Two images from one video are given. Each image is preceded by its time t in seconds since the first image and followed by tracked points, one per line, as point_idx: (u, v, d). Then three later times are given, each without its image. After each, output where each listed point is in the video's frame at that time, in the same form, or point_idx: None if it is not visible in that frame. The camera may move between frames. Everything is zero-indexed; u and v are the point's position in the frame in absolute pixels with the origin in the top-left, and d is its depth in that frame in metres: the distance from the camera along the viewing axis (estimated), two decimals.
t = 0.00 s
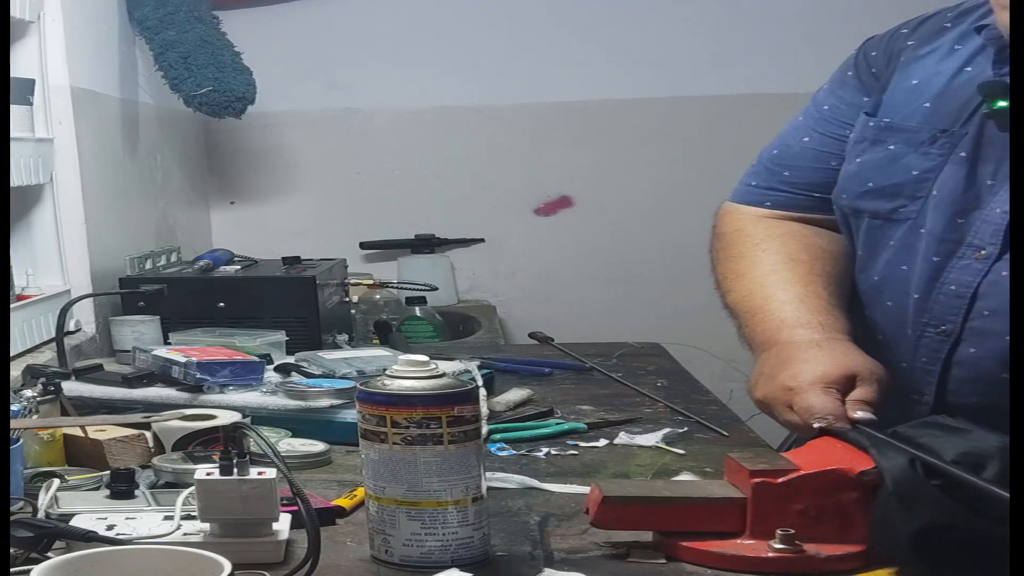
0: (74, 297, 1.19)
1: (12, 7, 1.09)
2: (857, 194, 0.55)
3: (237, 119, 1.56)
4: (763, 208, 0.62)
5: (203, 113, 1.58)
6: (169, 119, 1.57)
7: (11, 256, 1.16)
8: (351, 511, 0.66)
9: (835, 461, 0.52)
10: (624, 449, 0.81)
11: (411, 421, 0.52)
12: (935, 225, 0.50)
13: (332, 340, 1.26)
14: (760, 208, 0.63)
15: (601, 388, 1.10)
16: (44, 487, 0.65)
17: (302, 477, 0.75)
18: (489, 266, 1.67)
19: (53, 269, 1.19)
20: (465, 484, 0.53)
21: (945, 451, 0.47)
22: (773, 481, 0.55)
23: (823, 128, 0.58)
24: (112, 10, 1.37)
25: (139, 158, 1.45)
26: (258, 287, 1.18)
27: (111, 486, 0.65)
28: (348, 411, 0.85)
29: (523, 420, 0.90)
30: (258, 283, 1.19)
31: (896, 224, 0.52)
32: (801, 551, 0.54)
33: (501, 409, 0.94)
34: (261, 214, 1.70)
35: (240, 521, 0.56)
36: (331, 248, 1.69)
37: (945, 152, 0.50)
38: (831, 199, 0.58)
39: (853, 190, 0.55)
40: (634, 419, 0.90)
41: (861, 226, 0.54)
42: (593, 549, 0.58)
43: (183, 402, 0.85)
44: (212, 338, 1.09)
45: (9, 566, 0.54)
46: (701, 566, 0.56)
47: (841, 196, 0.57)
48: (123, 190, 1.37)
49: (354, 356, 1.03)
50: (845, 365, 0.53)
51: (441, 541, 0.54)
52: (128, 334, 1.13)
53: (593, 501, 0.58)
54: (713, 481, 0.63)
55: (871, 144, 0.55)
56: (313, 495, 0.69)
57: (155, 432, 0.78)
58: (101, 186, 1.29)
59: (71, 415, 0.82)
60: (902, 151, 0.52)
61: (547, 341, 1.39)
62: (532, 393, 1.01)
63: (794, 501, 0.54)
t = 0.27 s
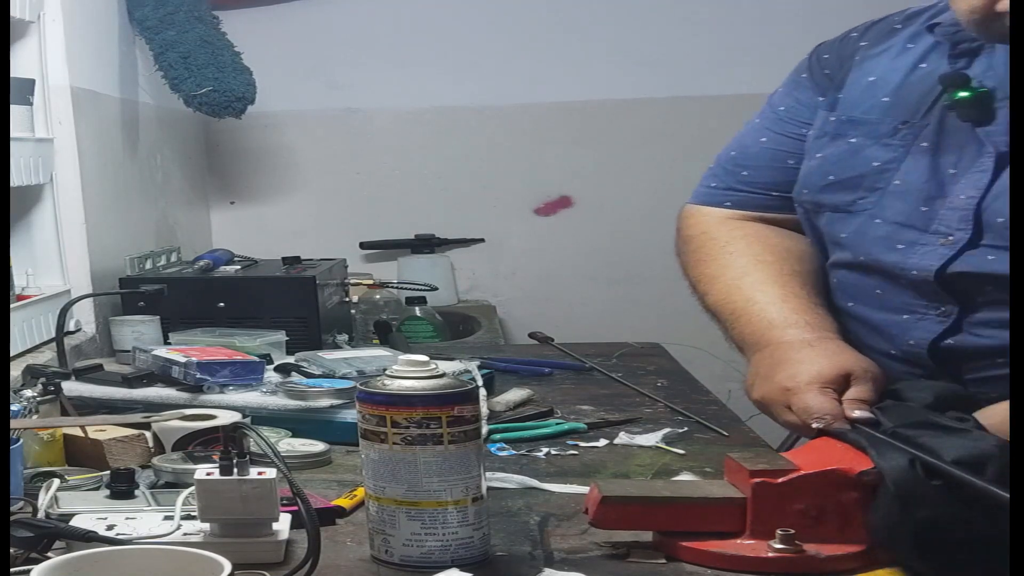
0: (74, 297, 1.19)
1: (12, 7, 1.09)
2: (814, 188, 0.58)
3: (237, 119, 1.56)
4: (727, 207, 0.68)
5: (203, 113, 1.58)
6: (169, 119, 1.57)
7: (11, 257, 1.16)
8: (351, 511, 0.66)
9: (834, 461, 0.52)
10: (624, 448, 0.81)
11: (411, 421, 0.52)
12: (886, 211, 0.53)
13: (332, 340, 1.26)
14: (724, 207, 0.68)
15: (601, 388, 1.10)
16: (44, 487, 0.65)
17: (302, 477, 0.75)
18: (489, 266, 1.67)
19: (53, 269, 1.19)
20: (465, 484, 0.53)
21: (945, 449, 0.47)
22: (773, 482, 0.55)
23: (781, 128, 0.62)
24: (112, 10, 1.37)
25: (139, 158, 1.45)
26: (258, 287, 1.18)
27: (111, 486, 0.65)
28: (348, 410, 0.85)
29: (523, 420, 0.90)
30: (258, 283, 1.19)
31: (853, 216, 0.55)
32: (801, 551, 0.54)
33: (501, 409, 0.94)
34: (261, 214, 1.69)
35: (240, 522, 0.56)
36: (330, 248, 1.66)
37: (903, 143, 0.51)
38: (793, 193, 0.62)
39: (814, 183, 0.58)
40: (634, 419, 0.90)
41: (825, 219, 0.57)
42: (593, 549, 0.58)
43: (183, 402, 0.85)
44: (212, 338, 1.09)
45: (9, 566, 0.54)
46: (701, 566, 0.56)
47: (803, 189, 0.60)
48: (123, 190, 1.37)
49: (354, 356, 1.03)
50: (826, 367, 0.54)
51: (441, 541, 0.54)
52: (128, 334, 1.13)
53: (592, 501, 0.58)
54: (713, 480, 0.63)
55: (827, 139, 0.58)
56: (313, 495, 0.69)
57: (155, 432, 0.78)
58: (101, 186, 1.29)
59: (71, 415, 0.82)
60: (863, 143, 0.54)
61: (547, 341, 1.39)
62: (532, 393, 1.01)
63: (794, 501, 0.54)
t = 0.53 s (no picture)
0: (74, 297, 1.20)
1: (12, 7, 1.09)
2: (784, 195, 0.65)
3: (237, 119, 1.56)
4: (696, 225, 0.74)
5: (204, 113, 1.57)
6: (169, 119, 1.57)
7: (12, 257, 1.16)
8: (351, 511, 0.66)
9: (834, 461, 0.54)
10: (624, 448, 0.81)
11: (411, 421, 0.52)
12: (868, 207, 0.59)
13: (332, 340, 1.26)
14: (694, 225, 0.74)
15: (601, 387, 1.10)
16: (44, 487, 0.65)
17: (302, 478, 0.75)
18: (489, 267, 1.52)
19: (53, 269, 1.20)
20: (465, 484, 0.53)
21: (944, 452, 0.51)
22: (773, 481, 0.55)
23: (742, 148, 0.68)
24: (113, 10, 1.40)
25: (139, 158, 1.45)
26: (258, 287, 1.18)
27: (111, 486, 0.65)
28: (348, 411, 0.85)
29: (523, 420, 0.90)
30: (258, 284, 1.19)
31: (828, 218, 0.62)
32: (801, 551, 0.54)
33: (501, 409, 0.94)
34: (260, 216, 1.61)
35: (240, 522, 0.56)
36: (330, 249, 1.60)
37: (862, 143, 0.59)
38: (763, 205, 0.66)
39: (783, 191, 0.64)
40: (634, 419, 0.90)
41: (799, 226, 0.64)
42: (593, 549, 0.58)
43: (183, 402, 0.86)
44: (212, 338, 1.09)
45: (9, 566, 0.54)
46: (700, 566, 0.55)
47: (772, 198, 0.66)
48: (123, 190, 1.37)
49: (354, 356, 1.03)
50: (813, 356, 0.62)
51: (441, 541, 0.54)
52: (128, 334, 1.13)
53: (593, 501, 0.58)
54: (713, 479, 0.63)
55: (791, 148, 0.64)
56: (313, 495, 0.69)
57: (155, 432, 0.78)
58: (101, 185, 1.29)
59: (71, 415, 0.82)
60: (824, 146, 0.62)
61: (547, 341, 1.39)
62: (532, 393, 1.01)
63: (795, 501, 0.55)
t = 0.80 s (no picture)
0: (74, 297, 1.19)
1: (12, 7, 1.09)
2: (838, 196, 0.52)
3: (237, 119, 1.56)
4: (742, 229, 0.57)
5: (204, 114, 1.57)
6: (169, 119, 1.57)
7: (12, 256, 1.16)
8: (351, 511, 0.66)
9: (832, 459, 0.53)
10: (624, 448, 0.81)
11: (411, 421, 0.52)
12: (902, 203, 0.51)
13: (332, 340, 1.26)
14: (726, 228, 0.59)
15: (601, 388, 1.10)
16: (44, 487, 0.65)
17: (302, 478, 0.75)
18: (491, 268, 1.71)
19: (53, 269, 1.20)
20: (465, 485, 0.53)
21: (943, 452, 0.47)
22: (773, 481, 0.54)
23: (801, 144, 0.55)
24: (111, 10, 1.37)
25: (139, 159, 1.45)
26: (258, 287, 1.18)
27: (111, 486, 0.65)
28: (348, 410, 0.85)
29: (523, 420, 0.90)
30: (258, 284, 1.19)
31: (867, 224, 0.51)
32: (801, 551, 0.54)
33: (502, 409, 0.94)
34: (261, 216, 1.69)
35: (240, 521, 0.56)
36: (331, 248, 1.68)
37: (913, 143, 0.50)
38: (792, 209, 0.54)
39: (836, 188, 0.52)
40: (634, 419, 0.90)
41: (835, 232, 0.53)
42: (593, 549, 0.58)
43: (183, 402, 0.85)
44: (212, 338, 1.09)
45: (9, 566, 0.54)
46: (700, 565, 0.56)
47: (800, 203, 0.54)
48: (123, 190, 1.37)
49: (354, 356, 1.03)
50: (737, 414, 0.51)
51: (441, 541, 0.54)
52: (128, 334, 1.13)
53: (593, 500, 0.59)
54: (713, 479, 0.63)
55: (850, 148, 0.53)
56: (313, 495, 0.69)
57: (155, 432, 0.78)
58: (101, 185, 1.29)
59: (71, 415, 0.82)
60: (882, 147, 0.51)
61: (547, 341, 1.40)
62: (532, 393, 1.01)
63: (793, 501, 0.55)
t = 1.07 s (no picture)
0: (74, 297, 1.19)
1: (12, 7, 1.08)
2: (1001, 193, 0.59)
3: (237, 119, 1.56)
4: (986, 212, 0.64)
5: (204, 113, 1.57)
6: (169, 119, 1.57)
7: (12, 256, 1.16)
8: (351, 511, 0.66)
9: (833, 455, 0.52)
10: (624, 448, 0.81)
11: (411, 421, 0.52)
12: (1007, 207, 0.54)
13: (332, 340, 1.26)
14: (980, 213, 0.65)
15: (601, 387, 1.10)
16: (44, 487, 0.65)
17: (302, 477, 0.75)
18: (489, 266, 1.73)
19: (53, 269, 1.19)
20: (465, 484, 0.53)
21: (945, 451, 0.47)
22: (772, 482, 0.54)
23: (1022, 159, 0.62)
24: (112, 10, 1.36)
25: (139, 158, 1.45)
26: (258, 287, 1.18)
27: (111, 486, 0.65)
28: (348, 410, 0.85)
29: (522, 420, 0.90)
30: (258, 284, 1.19)
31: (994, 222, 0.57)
32: (801, 551, 0.53)
33: (501, 409, 0.94)
34: (261, 214, 1.70)
35: (239, 522, 0.56)
36: (330, 247, 1.72)
37: None
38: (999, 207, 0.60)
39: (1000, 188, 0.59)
40: (634, 419, 0.90)
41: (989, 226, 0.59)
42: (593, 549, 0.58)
43: (183, 402, 0.85)
44: (212, 338, 1.09)
45: (9, 566, 0.54)
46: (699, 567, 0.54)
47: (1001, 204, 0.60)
48: (122, 190, 1.37)
49: (354, 356, 1.03)
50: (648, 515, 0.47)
51: (441, 541, 0.54)
52: (128, 334, 1.13)
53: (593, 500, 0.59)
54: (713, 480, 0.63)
55: None
56: (313, 494, 0.69)
57: (155, 432, 0.78)
58: (101, 185, 1.29)
59: (71, 415, 0.82)
60: None
61: (547, 340, 1.40)
62: (532, 393, 1.01)
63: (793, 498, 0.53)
